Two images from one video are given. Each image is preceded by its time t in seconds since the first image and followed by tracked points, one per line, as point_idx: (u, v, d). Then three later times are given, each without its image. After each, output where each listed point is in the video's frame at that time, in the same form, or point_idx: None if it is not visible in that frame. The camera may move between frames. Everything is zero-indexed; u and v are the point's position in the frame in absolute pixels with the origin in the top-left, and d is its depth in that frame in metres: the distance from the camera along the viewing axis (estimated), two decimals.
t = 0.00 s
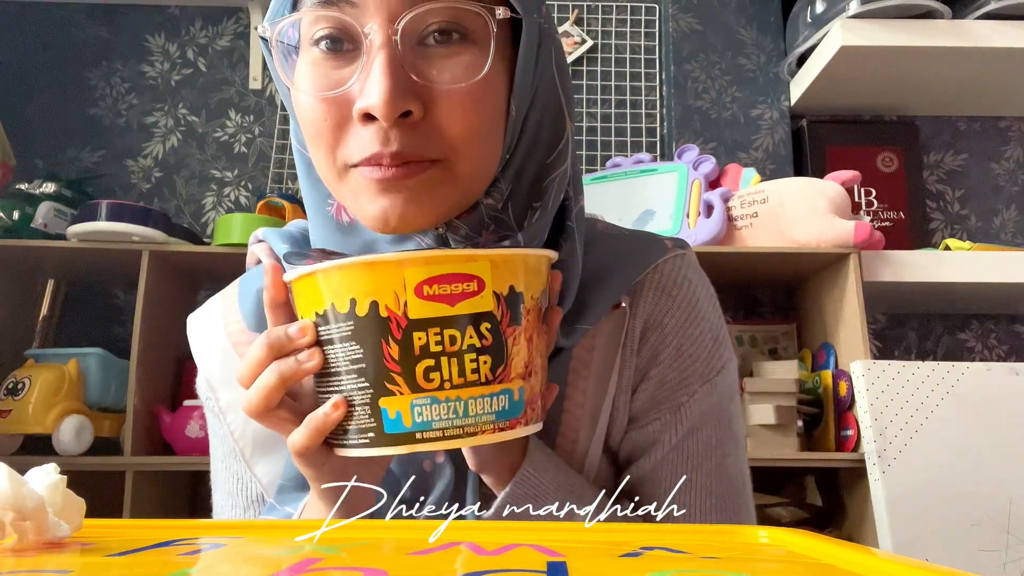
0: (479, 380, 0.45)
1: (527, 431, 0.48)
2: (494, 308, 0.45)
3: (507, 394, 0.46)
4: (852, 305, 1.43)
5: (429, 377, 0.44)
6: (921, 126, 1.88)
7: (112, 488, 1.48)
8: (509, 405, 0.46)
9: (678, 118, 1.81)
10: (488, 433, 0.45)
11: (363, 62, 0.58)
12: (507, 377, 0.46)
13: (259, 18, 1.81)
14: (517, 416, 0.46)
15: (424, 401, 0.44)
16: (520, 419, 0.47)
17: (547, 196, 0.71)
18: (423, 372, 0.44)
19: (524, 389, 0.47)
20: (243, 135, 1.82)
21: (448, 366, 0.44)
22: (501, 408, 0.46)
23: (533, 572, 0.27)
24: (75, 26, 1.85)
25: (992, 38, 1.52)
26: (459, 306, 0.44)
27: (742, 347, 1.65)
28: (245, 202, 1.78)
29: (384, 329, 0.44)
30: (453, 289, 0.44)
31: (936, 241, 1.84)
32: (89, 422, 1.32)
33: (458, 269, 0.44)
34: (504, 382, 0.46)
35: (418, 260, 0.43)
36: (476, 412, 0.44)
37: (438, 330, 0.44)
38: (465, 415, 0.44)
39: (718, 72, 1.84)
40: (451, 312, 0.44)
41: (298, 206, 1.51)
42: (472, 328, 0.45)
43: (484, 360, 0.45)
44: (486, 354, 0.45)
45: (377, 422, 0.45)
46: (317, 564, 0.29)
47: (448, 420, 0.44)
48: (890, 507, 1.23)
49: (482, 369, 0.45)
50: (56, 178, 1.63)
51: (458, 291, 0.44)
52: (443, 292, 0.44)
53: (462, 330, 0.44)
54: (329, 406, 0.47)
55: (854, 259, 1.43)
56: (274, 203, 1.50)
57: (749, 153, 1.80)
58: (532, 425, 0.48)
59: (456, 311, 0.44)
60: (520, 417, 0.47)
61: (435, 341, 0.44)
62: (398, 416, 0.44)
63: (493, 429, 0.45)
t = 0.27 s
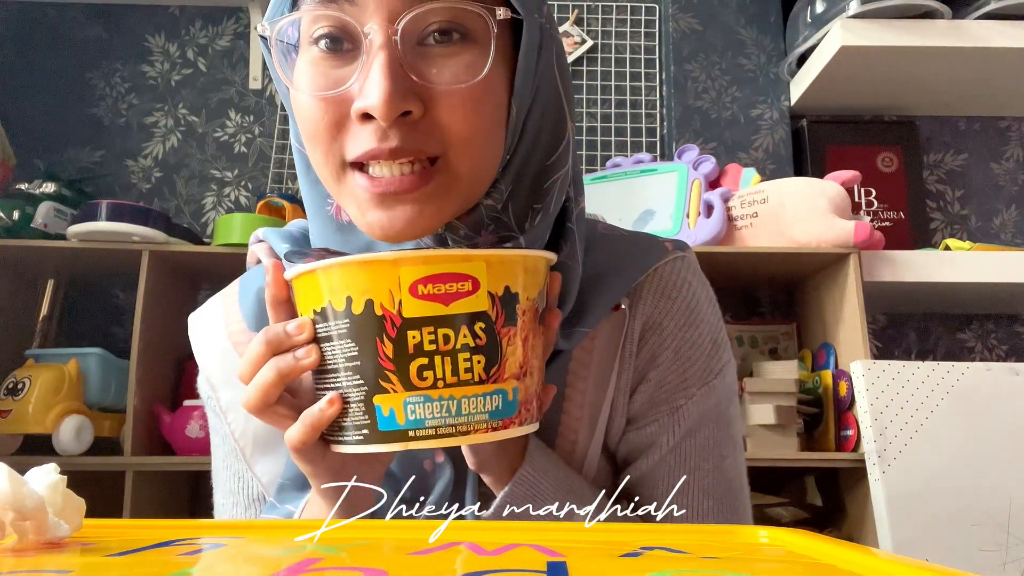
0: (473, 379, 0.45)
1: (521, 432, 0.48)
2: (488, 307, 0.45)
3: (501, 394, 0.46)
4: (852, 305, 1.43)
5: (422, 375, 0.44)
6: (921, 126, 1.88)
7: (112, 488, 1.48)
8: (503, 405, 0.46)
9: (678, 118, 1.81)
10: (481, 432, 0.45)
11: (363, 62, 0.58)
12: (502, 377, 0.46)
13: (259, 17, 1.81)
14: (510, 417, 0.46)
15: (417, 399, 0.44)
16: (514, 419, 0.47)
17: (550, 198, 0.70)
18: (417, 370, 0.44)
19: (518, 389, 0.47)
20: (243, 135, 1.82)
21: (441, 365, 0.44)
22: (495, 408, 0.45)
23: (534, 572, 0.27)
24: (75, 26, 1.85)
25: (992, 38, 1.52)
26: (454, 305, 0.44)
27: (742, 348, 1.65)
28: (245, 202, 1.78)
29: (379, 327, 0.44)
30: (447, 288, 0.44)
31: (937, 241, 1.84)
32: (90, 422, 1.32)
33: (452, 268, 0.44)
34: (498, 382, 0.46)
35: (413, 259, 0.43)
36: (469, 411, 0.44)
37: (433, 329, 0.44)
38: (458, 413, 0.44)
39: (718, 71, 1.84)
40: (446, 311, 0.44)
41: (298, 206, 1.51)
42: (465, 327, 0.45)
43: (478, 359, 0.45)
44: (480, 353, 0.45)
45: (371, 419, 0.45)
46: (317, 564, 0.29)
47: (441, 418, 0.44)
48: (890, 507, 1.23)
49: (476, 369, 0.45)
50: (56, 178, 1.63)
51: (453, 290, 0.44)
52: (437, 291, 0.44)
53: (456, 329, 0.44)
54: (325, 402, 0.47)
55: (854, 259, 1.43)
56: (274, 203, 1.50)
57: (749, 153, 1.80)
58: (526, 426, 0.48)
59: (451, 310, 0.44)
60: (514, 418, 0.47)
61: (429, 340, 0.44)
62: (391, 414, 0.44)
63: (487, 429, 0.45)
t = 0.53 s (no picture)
0: (472, 381, 0.45)
1: (522, 434, 0.48)
2: (489, 309, 0.45)
3: (501, 396, 0.46)
4: (852, 305, 1.43)
5: (421, 377, 0.44)
6: (920, 126, 1.88)
7: (112, 488, 1.48)
8: (502, 408, 0.46)
9: (678, 118, 1.81)
10: (480, 435, 0.45)
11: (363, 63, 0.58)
12: (501, 379, 0.46)
13: (259, 17, 1.81)
14: (510, 419, 0.46)
15: (416, 401, 0.44)
16: (514, 422, 0.47)
17: (552, 201, 0.71)
18: (416, 372, 0.44)
19: (519, 392, 0.47)
20: (243, 135, 1.82)
21: (441, 367, 0.44)
22: (494, 410, 0.45)
23: (534, 572, 0.27)
24: (75, 26, 1.85)
25: (991, 38, 1.52)
26: (453, 307, 0.44)
27: (742, 348, 1.66)
28: (245, 202, 1.78)
29: (379, 329, 0.44)
30: (447, 290, 0.44)
31: (936, 241, 1.84)
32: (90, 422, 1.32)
33: (452, 270, 0.44)
34: (498, 385, 0.46)
35: (413, 261, 0.43)
36: (468, 412, 0.44)
37: (432, 330, 0.44)
38: (457, 415, 0.44)
39: (718, 72, 1.84)
40: (445, 313, 0.44)
41: (298, 206, 1.51)
42: (465, 329, 0.44)
43: (478, 361, 0.45)
44: (480, 355, 0.45)
45: (371, 421, 0.45)
46: (317, 564, 0.29)
47: (440, 420, 0.44)
48: (890, 507, 1.23)
49: (475, 371, 0.45)
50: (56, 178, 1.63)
51: (453, 292, 0.44)
52: (437, 293, 0.44)
53: (455, 331, 0.44)
54: (326, 403, 0.48)
55: (854, 259, 1.43)
56: (274, 203, 1.50)
57: (749, 153, 1.80)
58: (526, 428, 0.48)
59: (451, 312, 0.44)
60: (514, 420, 0.47)
61: (428, 342, 0.44)
62: (391, 416, 0.44)
63: (486, 431, 0.45)
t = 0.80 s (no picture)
0: (472, 382, 0.45)
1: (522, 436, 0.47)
2: (488, 310, 0.45)
3: (500, 398, 0.46)
4: (852, 305, 1.43)
5: (421, 378, 0.44)
6: (921, 126, 1.88)
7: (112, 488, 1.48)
8: (502, 410, 0.46)
9: (678, 118, 1.81)
10: (480, 437, 0.45)
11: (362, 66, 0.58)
12: (501, 381, 0.46)
13: (259, 17, 1.81)
14: (510, 421, 0.46)
15: (416, 402, 0.44)
16: (514, 423, 0.47)
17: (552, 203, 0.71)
18: (416, 373, 0.44)
19: (519, 393, 0.47)
20: (243, 135, 1.82)
21: (441, 369, 0.44)
22: (494, 412, 0.45)
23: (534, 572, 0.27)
24: (75, 26, 1.85)
25: (991, 38, 1.52)
26: (454, 308, 0.44)
27: (742, 348, 1.66)
28: (245, 202, 1.78)
29: (379, 330, 0.44)
30: (447, 291, 0.44)
31: (936, 242, 1.84)
32: (90, 422, 1.32)
33: (452, 272, 0.44)
34: (498, 386, 0.46)
35: (413, 263, 0.43)
36: (468, 414, 0.44)
37: (433, 332, 0.44)
38: (456, 417, 0.44)
39: (718, 72, 1.84)
40: (445, 315, 0.44)
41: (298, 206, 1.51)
42: (465, 330, 0.44)
43: (478, 363, 0.45)
44: (480, 357, 0.45)
45: (371, 422, 0.45)
46: (318, 564, 0.29)
47: (440, 421, 0.44)
48: (890, 507, 1.23)
49: (475, 372, 0.45)
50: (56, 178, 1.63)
51: (452, 293, 0.44)
52: (437, 295, 0.44)
53: (455, 333, 0.44)
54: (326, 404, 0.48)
55: (854, 259, 1.43)
56: (274, 203, 1.50)
57: (749, 153, 1.80)
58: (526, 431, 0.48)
59: (451, 313, 0.44)
60: (514, 422, 0.46)
61: (428, 343, 0.44)
62: (391, 417, 0.44)
63: (486, 432, 0.45)
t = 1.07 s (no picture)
0: (472, 382, 0.45)
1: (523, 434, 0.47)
2: (488, 311, 0.45)
3: (501, 397, 0.46)
4: (852, 304, 1.43)
5: (422, 379, 0.44)
6: (921, 126, 1.88)
7: (112, 488, 1.48)
8: (502, 409, 0.46)
9: (678, 118, 1.81)
10: (480, 435, 0.45)
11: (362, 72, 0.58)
12: (501, 380, 0.46)
13: (259, 17, 1.81)
14: (511, 419, 0.46)
15: (417, 402, 0.44)
16: (515, 421, 0.47)
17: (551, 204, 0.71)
18: (417, 374, 0.44)
19: (519, 392, 0.47)
20: (243, 135, 1.82)
21: (440, 369, 0.44)
22: (494, 410, 0.45)
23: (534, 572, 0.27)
24: (75, 25, 1.85)
25: (991, 38, 1.52)
26: (454, 310, 0.44)
27: (742, 348, 1.66)
28: (245, 202, 1.78)
29: (379, 333, 0.44)
30: (446, 293, 0.44)
31: (936, 242, 1.84)
32: (90, 422, 1.32)
33: (450, 275, 0.43)
34: (498, 385, 0.45)
35: (413, 266, 0.43)
36: (469, 413, 0.44)
37: (433, 333, 0.44)
38: (458, 416, 0.44)
39: (718, 72, 1.84)
40: (444, 316, 0.44)
41: (298, 206, 1.51)
42: (463, 331, 0.44)
43: (478, 363, 0.45)
44: (479, 357, 0.45)
45: (373, 423, 0.45)
46: (318, 564, 0.29)
47: (441, 421, 0.44)
48: (890, 507, 1.23)
49: (475, 372, 0.45)
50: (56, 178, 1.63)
51: (452, 295, 0.44)
52: (436, 297, 0.44)
53: (455, 333, 0.44)
54: (330, 406, 0.48)
55: (854, 259, 1.43)
56: (274, 203, 1.50)
57: (749, 153, 1.80)
58: (527, 428, 0.48)
59: (450, 315, 0.44)
60: (515, 420, 0.46)
61: (428, 344, 0.44)
62: (393, 417, 0.45)
63: (487, 431, 0.45)
